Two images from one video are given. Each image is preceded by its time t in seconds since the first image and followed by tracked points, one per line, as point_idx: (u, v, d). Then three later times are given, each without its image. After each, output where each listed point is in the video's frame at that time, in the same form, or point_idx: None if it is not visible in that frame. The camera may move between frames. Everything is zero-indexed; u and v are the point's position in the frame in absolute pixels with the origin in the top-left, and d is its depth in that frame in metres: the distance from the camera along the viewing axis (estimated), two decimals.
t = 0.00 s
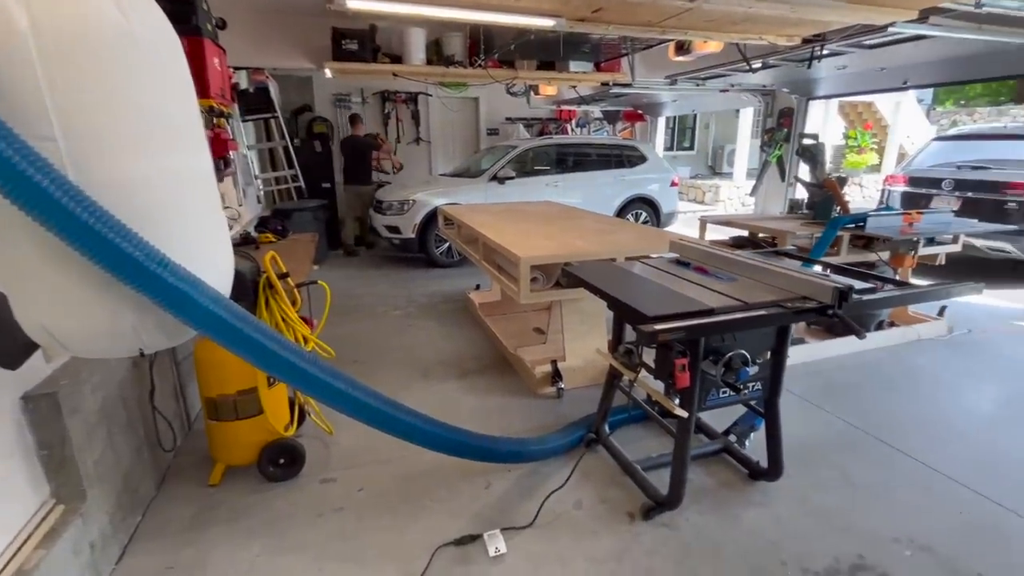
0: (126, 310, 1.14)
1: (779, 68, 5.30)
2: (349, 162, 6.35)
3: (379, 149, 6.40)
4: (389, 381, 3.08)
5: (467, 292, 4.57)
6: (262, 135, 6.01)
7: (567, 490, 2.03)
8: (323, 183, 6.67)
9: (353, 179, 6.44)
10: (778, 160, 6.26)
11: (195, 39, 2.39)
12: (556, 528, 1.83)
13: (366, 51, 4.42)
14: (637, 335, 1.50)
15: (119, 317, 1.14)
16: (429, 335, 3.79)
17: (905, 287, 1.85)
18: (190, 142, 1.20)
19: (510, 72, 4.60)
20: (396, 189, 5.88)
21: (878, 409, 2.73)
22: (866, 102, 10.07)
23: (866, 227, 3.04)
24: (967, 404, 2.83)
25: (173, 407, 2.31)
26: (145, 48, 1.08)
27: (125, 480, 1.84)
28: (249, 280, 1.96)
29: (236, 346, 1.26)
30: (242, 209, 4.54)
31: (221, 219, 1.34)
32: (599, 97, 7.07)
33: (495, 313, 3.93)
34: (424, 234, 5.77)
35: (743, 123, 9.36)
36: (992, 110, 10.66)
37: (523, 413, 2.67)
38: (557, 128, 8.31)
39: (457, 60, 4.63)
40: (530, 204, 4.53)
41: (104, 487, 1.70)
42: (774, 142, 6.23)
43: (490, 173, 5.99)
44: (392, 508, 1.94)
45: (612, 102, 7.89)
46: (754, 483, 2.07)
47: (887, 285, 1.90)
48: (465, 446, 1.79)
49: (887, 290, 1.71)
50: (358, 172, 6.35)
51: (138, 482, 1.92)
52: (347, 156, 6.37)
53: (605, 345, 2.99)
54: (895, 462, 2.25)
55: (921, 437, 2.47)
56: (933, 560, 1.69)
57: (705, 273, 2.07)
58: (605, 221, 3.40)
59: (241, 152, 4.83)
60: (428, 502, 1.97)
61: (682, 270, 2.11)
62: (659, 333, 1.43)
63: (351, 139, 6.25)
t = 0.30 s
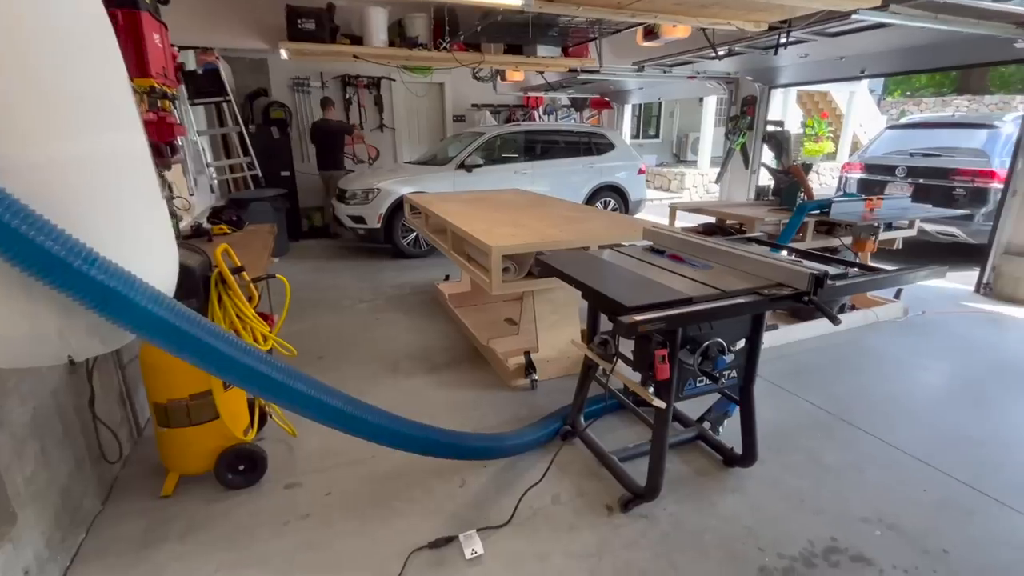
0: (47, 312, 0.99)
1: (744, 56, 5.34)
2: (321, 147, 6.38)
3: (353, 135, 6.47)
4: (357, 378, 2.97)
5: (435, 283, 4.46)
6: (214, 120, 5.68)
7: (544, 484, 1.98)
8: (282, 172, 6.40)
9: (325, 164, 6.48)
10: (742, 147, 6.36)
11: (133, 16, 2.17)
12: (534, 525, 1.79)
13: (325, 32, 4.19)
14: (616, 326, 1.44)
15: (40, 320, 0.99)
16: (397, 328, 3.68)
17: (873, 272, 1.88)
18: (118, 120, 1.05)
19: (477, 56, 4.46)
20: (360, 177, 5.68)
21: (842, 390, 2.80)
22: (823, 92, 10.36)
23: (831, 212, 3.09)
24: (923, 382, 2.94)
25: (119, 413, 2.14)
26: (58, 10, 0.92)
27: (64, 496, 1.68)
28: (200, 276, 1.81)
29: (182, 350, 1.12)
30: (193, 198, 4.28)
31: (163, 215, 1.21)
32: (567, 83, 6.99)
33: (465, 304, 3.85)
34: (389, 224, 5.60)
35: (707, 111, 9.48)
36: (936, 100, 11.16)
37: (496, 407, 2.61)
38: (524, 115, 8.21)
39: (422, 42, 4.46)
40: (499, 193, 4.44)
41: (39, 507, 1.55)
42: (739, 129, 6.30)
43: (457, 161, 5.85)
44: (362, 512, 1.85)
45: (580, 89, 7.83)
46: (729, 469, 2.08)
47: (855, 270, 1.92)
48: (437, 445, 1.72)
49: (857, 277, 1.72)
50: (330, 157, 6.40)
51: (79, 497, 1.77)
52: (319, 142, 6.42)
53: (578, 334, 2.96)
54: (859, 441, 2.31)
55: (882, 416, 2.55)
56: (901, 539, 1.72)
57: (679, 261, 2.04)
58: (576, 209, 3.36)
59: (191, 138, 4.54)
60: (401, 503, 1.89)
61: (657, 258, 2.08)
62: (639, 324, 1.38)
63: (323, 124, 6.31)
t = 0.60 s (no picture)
0: None
1: (709, 42, 5.34)
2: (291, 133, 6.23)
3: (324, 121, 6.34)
4: (323, 378, 2.81)
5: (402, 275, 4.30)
6: (156, 103, 5.27)
7: (525, 484, 1.91)
8: (234, 159, 5.99)
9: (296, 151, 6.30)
10: (707, 134, 6.41)
11: None
12: (517, 528, 1.71)
13: (276, 8, 3.91)
14: (603, 322, 1.37)
15: None
16: (364, 323, 3.52)
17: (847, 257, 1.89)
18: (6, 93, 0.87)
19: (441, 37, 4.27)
20: (319, 165, 5.42)
21: (811, 374, 2.84)
22: (780, 81, 10.61)
23: (801, 199, 3.10)
24: (885, 363, 3.02)
25: (53, 428, 1.93)
26: None
27: None
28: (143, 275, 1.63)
29: (115, 363, 0.96)
30: (134, 188, 3.96)
31: (79, 205, 1.03)
32: (533, 68, 6.85)
33: (435, 296, 3.72)
34: (352, 213, 5.38)
35: (671, 99, 9.54)
36: (884, 90, 11.62)
37: (472, 404, 2.51)
38: (489, 101, 8.04)
39: (382, 22, 4.23)
40: (467, 180, 4.30)
41: None
42: (703, 116, 6.34)
43: (422, 148, 5.66)
44: (333, 524, 1.73)
45: (546, 75, 7.72)
46: (710, 459, 2.06)
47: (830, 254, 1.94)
48: (412, 449, 1.61)
49: (836, 263, 1.72)
50: (299, 145, 6.27)
51: (8, 526, 1.58)
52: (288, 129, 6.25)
53: (554, 326, 2.89)
54: (831, 424, 2.34)
55: (851, 399, 2.60)
56: (880, 522, 1.74)
57: (661, 250, 1.98)
58: (548, 196, 3.27)
59: (131, 122, 4.19)
60: (374, 512, 1.78)
61: (638, 248, 2.01)
62: (628, 318, 1.32)
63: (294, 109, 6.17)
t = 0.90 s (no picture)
0: None
1: (683, 29, 5.30)
2: (270, 118, 5.97)
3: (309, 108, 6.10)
4: (294, 377, 2.66)
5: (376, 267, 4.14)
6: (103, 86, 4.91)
7: (512, 484, 1.84)
8: (192, 147, 5.67)
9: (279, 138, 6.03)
10: (681, 121, 6.40)
11: None
12: (506, 532, 1.64)
13: None
14: (598, 316, 1.30)
15: None
16: (336, 318, 3.36)
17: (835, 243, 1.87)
18: None
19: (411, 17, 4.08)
20: (284, 153, 5.17)
21: (792, 361, 2.85)
22: (749, 69, 10.71)
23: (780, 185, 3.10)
24: (861, 348, 3.06)
25: None
26: None
27: None
28: (86, 273, 1.47)
29: (41, 378, 0.82)
30: (81, 178, 3.68)
31: None
32: (505, 53, 6.69)
33: (410, 289, 3.59)
34: (320, 204, 5.16)
35: (643, 86, 9.51)
36: (846, 78, 11.89)
37: (453, 401, 2.42)
38: (461, 87, 7.83)
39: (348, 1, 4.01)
40: (441, 168, 4.15)
41: None
42: (677, 103, 6.34)
43: (393, 135, 5.46)
44: (310, 536, 1.62)
45: (518, 60, 7.56)
46: (698, 450, 2.03)
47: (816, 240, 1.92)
48: (391, 454, 1.51)
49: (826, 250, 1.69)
50: (281, 131, 5.99)
51: None
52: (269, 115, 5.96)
53: (536, 317, 2.81)
54: (814, 411, 2.34)
55: (832, 384, 2.62)
56: (869, 509, 1.74)
57: (649, 238, 1.92)
58: (526, 184, 3.18)
59: (75, 106, 3.89)
60: (355, 521, 1.67)
61: (624, 236, 1.94)
62: (624, 312, 1.25)
63: (273, 93, 5.89)
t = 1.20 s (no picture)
0: None
1: (669, 14, 5.21)
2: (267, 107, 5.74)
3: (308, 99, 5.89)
4: (273, 377, 2.55)
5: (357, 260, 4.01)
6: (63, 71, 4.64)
7: (504, 487, 1.76)
8: (162, 135, 5.42)
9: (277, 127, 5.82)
10: (667, 109, 6.33)
11: None
12: (499, 539, 1.56)
13: None
14: (597, 314, 1.21)
15: None
16: (317, 313, 3.23)
17: (834, 231, 1.82)
18: None
19: None
20: (260, 141, 4.97)
21: (784, 352, 2.81)
22: (733, 56, 10.65)
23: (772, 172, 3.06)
24: (851, 336, 3.05)
25: None
26: None
27: None
28: (31, 274, 1.33)
29: None
30: (39, 168, 3.47)
31: None
32: (488, 39, 6.52)
33: (394, 282, 3.47)
34: (299, 194, 4.98)
35: (628, 73, 9.40)
36: (827, 66, 11.92)
37: (441, 399, 2.33)
38: (443, 73, 7.64)
39: None
40: (424, 157, 4.02)
41: None
42: (663, 90, 6.21)
43: (373, 122, 5.28)
44: (290, 549, 1.52)
45: (502, 46, 7.38)
46: (694, 446, 1.98)
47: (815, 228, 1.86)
48: (375, 462, 1.42)
49: (828, 239, 1.64)
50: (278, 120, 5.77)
51: None
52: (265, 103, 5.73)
53: (525, 311, 2.72)
54: (809, 403, 2.30)
55: (824, 374, 2.58)
56: (869, 505, 1.70)
57: (643, 229, 1.83)
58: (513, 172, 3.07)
59: (32, 91, 3.67)
60: (339, 532, 1.58)
61: (618, 226, 1.86)
62: (625, 309, 1.17)
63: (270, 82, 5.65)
